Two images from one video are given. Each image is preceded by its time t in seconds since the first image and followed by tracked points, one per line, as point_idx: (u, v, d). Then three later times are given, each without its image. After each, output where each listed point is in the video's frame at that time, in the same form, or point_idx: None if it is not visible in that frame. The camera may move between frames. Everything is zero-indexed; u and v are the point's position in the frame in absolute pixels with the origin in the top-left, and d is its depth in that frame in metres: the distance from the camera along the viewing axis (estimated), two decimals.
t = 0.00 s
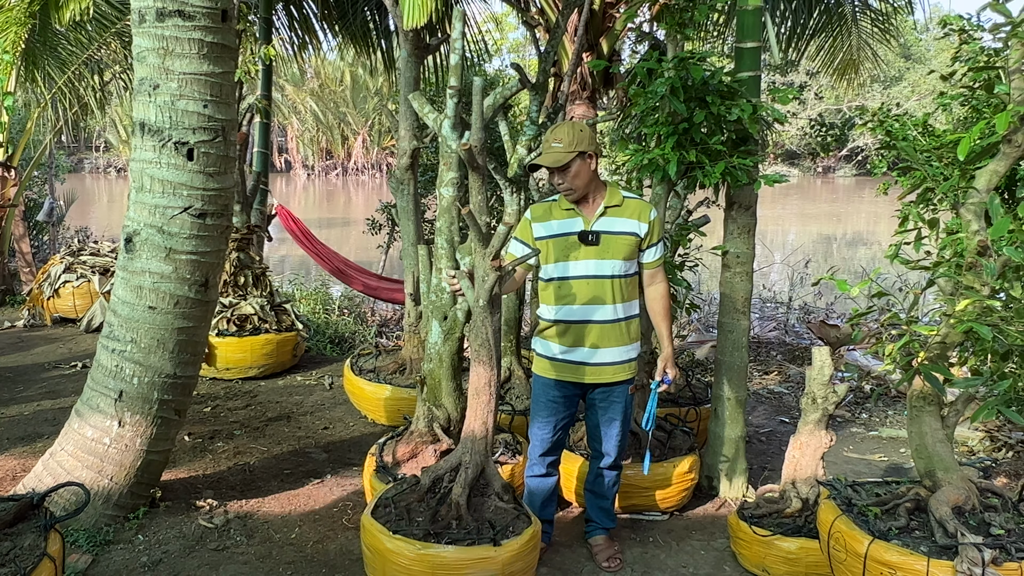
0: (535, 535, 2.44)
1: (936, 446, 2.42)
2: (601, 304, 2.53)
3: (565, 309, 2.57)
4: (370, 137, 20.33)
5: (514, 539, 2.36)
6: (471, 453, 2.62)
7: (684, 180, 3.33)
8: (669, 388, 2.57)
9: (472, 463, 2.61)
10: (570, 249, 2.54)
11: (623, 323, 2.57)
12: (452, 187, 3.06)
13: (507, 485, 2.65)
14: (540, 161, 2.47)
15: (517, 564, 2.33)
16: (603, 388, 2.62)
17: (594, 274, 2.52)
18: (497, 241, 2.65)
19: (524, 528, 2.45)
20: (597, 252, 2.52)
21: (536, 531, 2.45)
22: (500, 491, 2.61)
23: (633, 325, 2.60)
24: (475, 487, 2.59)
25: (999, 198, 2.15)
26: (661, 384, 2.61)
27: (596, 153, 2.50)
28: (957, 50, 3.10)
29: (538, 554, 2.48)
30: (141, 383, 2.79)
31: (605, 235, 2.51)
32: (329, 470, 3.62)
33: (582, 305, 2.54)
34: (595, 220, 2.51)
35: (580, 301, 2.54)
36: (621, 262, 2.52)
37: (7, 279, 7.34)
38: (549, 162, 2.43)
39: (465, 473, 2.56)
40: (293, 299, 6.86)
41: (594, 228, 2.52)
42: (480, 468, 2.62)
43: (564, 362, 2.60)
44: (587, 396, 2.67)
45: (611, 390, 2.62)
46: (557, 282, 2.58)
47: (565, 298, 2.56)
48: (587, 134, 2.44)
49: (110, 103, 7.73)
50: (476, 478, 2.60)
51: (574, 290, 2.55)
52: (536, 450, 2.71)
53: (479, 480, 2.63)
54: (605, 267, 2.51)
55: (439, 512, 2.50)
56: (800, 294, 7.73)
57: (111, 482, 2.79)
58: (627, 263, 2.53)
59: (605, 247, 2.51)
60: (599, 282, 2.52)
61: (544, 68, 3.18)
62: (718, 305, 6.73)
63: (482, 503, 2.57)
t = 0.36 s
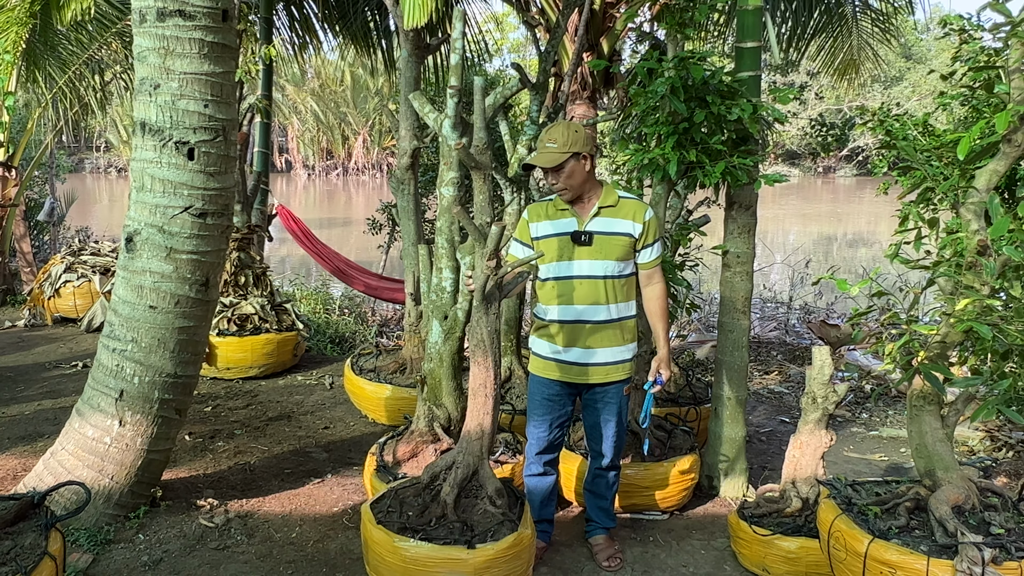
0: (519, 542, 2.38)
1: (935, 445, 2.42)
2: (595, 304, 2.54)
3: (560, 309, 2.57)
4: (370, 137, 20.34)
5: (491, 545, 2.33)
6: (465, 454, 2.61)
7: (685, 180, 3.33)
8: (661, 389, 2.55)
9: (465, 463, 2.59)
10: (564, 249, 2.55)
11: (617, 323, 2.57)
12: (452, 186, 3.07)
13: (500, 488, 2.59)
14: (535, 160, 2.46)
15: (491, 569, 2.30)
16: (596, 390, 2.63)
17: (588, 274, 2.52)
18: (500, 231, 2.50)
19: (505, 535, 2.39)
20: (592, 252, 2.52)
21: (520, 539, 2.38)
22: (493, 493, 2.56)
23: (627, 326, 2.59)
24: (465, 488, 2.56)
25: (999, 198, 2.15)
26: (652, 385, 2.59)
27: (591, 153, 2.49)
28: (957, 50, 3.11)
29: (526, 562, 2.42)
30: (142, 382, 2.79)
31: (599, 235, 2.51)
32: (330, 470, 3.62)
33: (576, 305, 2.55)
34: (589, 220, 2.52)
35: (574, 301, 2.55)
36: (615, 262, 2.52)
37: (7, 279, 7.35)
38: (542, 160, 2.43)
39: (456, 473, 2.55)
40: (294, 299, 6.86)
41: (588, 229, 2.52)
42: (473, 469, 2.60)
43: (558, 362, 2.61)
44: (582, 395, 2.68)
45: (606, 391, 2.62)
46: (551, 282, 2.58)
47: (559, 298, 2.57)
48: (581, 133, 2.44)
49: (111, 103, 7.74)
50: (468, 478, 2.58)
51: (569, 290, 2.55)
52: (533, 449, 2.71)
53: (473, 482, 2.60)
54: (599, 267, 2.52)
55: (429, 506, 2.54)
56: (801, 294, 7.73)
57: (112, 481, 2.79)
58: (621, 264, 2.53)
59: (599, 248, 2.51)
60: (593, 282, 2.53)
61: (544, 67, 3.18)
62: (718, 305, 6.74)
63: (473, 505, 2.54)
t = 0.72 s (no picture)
0: (490, 550, 2.32)
1: (936, 444, 2.42)
2: (587, 305, 2.54)
3: (555, 314, 2.58)
4: (371, 137, 20.34)
5: (458, 547, 2.31)
6: (462, 452, 2.57)
7: (685, 179, 3.33)
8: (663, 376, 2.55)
9: (456, 462, 2.55)
10: (551, 256, 2.55)
11: (612, 319, 2.58)
12: (452, 186, 3.07)
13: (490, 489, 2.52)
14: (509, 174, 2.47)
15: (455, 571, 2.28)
16: (593, 387, 2.64)
17: (579, 277, 2.52)
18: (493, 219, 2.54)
19: (475, 538, 2.34)
20: (579, 256, 2.52)
21: (492, 546, 2.33)
22: (480, 497, 2.48)
23: (623, 319, 2.61)
24: (450, 489, 2.52)
25: (999, 198, 2.14)
26: (654, 374, 2.58)
27: (558, 155, 2.48)
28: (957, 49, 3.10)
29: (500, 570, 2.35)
30: (142, 382, 2.79)
31: (585, 237, 2.51)
32: (330, 469, 3.62)
33: (569, 308, 2.55)
34: (571, 224, 2.52)
35: (569, 306, 2.55)
36: (604, 261, 2.53)
37: (8, 279, 7.35)
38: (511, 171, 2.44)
39: (444, 472, 2.52)
40: (294, 299, 6.86)
41: (572, 232, 2.52)
42: (463, 469, 2.55)
43: (559, 364, 2.61)
44: (581, 394, 2.68)
45: (603, 388, 2.63)
46: (543, 290, 2.59)
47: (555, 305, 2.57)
48: (545, 138, 2.43)
49: (111, 102, 7.74)
50: (456, 478, 2.53)
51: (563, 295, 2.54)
52: (531, 449, 2.71)
53: (462, 483, 2.56)
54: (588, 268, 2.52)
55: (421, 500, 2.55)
56: (801, 293, 7.73)
57: (111, 481, 2.79)
58: (610, 260, 2.54)
59: (586, 248, 2.51)
60: (587, 283, 2.52)
61: (544, 67, 3.17)
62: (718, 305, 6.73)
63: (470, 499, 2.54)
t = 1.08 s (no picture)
0: (452, 554, 2.31)
1: (937, 444, 2.42)
2: (580, 305, 2.57)
3: (547, 321, 2.58)
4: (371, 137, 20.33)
5: (425, 544, 2.32)
6: (463, 447, 2.51)
7: (685, 179, 3.33)
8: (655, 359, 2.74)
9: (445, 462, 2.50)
10: (537, 266, 2.56)
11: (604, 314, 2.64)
12: (452, 186, 3.08)
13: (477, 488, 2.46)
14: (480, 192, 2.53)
15: (417, 569, 2.30)
16: (593, 382, 2.67)
17: (567, 281, 2.54)
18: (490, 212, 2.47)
19: (442, 538, 2.34)
20: (565, 261, 2.53)
21: (457, 549, 2.31)
22: (464, 499, 2.43)
23: (612, 311, 2.69)
24: (438, 486, 2.49)
25: (1000, 197, 2.14)
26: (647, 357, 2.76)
27: (526, 165, 2.53)
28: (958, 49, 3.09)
29: None
30: (142, 381, 2.79)
31: (567, 241, 2.53)
32: (330, 469, 3.61)
33: (563, 312, 2.56)
34: (551, 231, 2.52)
35: (563, 310, 2.56)
36: (590, 261, 2.56)
37: (9, 278, 7.35)
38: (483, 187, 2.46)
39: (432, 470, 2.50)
40: (295, 299, 6.86)
41: (554, 239, 2.52)
42: (450, 469, 2.50)
43: (556, 366, 2.60)
44: (578, 391, 2.69)
45: (601, 382, 2.68)
46: (534, 300, 2.59)
47: (547, 311, 2.57)
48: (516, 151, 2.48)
49: (112, 102, 7.73)
50: (444, 476, 2.50)
51: (554, 301, 2.56)
52: (530, 450, 2.70)
53: (450, 482, 2.51)
54: (575, 271, 2.54)
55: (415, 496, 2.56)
56: (802, 293, 7.72)
57: (111, 480, 2.79)
58: (595, 257, 2.58)
59: (571, 252, 2.53)
60: (578, 285, 2.55)
61: (545, 66, 3.17)
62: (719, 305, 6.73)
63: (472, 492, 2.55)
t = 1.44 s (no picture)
0: (416, 550, 2.32)
1: (938, 443, 2.42)
2: (578, 311, 2.58)
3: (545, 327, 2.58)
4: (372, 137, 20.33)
5: (396, 534, 2.37)
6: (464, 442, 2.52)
7: (686, 178, 3.33)
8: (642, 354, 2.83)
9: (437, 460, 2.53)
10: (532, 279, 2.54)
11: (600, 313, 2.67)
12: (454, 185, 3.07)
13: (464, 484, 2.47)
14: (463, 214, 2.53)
15: (386, 558, 2.36)
16: (590, 379, 2.69)
17: (563, 290, 2.53)
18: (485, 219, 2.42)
19: (413, 532, 2.36)
20: (561, 272, 2.51)
21: (422, 545, 2.32)
22: (446, 497, 2.44)
23: (606, 310, 2.71)
24: (429, 482, 2.52)
25: (1002, 196, 2.14)
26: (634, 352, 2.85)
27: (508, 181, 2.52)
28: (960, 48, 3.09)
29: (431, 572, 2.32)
30: (143, 381, 2.79)
31: (561, 252, 2.50)
32: (331, 468, 3.62)
33: (561, 317, 2.56)
34: (544, 244, 2.49)
35: (560, 315, 2.55)
36: (583, 266, 2.56)
37: (10, 278, 7.35)
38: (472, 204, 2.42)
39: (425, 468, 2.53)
40: (296, 299, 6.87)
41: (548, 251, 2.49)
42: (440, 467, 2.52)
43: (551, 365, 2.61)
44: (574, 388, 2.69)
45: (597, 378, 2.70)
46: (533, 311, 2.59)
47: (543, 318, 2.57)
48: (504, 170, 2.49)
49: (114, 102, 7.74)
50: (435, 473, 2.53)
51: (550, 309, 2.55)
52: (530, 451, 2.70)
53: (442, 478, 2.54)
54: (572, 279, 2.53)
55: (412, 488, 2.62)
56: (803, 293, 7.72)
57: (113, 480, 2.79)
58: (590, 262, 2.58)
59: (565, 262, 2.51)
60: (574, 292, 2.55)
61: (547, 66, 3.17)
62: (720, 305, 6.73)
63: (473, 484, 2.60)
